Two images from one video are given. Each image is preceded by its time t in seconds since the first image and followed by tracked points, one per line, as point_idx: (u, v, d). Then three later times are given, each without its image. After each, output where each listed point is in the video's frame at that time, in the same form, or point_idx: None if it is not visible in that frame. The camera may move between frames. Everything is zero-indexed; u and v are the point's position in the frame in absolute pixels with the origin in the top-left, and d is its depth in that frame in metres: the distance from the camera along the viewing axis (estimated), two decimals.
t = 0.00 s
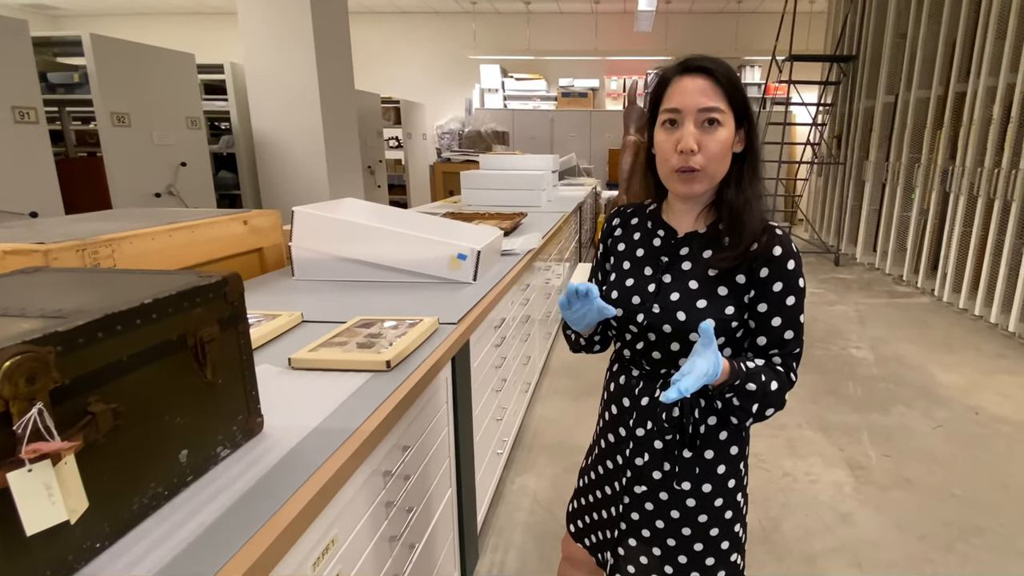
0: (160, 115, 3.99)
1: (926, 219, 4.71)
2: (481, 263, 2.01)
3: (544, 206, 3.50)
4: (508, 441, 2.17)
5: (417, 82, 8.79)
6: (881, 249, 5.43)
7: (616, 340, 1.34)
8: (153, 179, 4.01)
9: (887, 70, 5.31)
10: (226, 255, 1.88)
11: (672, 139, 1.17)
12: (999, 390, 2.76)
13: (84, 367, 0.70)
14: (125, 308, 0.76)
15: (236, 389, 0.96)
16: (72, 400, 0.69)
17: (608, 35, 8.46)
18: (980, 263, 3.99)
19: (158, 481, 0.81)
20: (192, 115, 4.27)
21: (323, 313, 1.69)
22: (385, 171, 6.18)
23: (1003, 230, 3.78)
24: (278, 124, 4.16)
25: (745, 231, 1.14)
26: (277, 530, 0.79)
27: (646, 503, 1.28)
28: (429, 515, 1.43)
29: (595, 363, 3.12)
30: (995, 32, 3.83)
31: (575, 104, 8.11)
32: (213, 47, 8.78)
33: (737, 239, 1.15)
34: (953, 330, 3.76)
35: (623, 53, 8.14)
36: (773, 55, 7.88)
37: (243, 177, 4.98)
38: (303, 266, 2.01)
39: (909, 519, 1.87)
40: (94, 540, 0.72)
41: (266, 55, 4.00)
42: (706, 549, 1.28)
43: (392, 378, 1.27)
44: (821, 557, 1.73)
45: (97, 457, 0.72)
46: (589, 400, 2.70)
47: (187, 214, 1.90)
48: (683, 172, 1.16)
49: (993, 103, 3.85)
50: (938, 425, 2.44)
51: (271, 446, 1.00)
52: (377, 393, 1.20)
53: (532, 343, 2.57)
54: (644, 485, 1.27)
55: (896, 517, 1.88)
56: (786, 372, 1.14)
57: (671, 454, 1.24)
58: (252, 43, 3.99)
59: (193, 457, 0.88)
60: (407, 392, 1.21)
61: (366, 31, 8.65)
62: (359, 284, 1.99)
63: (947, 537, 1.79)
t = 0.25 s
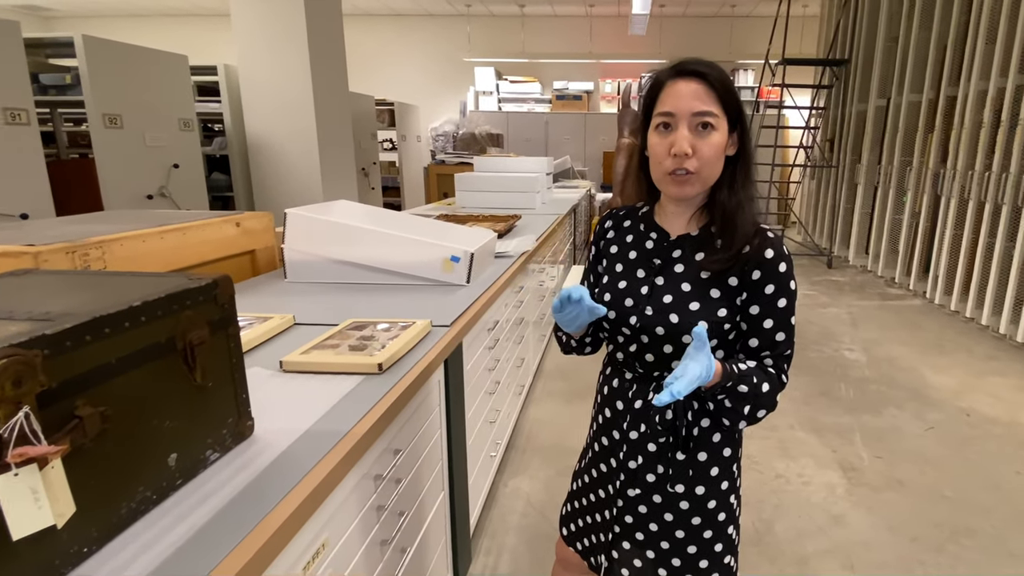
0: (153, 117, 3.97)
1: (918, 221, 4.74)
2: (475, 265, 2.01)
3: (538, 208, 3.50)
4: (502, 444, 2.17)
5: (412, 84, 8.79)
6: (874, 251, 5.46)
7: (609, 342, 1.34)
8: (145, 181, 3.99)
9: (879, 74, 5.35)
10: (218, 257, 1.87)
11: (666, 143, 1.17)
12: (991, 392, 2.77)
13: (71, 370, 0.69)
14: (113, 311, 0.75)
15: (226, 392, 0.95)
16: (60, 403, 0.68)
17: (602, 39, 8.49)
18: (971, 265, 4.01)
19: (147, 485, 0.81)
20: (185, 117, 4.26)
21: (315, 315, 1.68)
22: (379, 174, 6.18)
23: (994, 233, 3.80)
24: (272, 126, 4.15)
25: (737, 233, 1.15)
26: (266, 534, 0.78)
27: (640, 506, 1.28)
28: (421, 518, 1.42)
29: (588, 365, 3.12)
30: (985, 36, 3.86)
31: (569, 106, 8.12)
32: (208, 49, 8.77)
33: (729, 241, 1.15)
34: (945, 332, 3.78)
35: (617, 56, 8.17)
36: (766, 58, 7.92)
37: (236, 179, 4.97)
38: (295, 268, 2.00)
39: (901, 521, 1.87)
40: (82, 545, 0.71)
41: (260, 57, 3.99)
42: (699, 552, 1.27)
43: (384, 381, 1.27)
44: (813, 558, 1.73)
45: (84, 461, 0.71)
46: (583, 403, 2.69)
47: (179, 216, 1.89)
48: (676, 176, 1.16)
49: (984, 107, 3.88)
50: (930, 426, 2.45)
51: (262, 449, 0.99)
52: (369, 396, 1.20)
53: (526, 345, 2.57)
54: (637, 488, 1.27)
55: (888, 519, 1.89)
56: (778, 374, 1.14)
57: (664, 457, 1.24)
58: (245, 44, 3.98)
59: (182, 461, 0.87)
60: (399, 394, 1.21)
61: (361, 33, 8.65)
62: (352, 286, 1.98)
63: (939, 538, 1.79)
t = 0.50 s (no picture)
0: (142, 117, 3.95)
1: (907, 223, 4.77)
2: (466, 265, 2.00)
3: (531, 209, 3.50)
4: (493, 446, 2.16)
5: (404, 85, 8.76)
6: (864, 252, 5.49)
7: (600, 344, 1.34)
8: (134, 182, 3.96)
9: (869, 77, 5.38)
10: (207, 258, 1.85)
11: (656, 144, 1.17)
12: (979, 392, 2.79)
13: (55, 371, 0.68)
14: (98, 312, 0.74)
15: (214, 394, 0.94)
16: (43, 405, 0.67)
17: (595, 40, 8.50)
18: (959, 266, 4.05)
19: (133, 488, 0.79)
20: (175, 117, 4.23)
21: (304, 316, 1.67)
22: (371, 175, 6.16)
23: (982, 234, 3.83)
24: (263, 126, 4.13)
25: (727, 233, 1.15)
26: (252, 537, 0.77)
27: (631, 506, 1.27)
28: (412, 520, 1.41)
29: (580, 366, 3.12)
30: (973, 40, 3.90)
31: (562, 108, 8.13)
32: (198, 49, 8.72)
33: (719, 241, 1.15)
34: (934, 332, 3.81)
35: (609, 58, 8.19)
36: (757, 61, 7.96)
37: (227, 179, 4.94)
38: (285, 269, 1.99)
39: (890, 521, 1.88)
40: (66, 548, 0.70)
41: (251, 57, 3.97)
42: (690, 551, 1.27)
43: (373, 382, 1.26)
44: (804, 558, 1.73)
45: (68, 464, 0.70)
46: (574, 404, 2.69)
47: (167, 216, 1.87)
48: (666, 177, 1.16)
49: (972, 110, 3.92)
50: (920, 426, 2.46)
51: (250, 451, 0.98)
52: (358, 397, 1.19)
53: (518, 346, 2.56)
54: (629, 488, 1.27)
55: (878, 519, 1.89)
56: (768, 373, 1.14)
57: (655, 457, 1.24)
58: (237, 44, 3.95)
59: (169, 464, 0.86)
60: (388, 396, 1.20)
61: (353, 34, 8.63)
62: (342, 287, 1.97)
63: (928, 537, 1.80)
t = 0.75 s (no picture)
0: (134, 118, 3.93)
1: (899, 223, 4.80)
2: (460, 266, 2.00)
3: (525, 210, 3.50)
4: (487, 447, 2.16)
5: (398, 85, 8.76)
6: (856, 253, 5.52)
7: (594, 345, 1.34)
8: (126, 183, 3.94)
9: (861, 78, 5.42)
10: (199, 259, 1.84)
11: (649, 146, 1.17)
12: (970, 391, 2.81)
13: (44, 373, 0.67)
14: (88, 313, 0.73)
15: (205, 395, 0.93)
16: (31, 406, 0.66)
17: (588, 42, 8.52)
18: (951, 266, 4.07)
19: (123, 490, 0.79)
20: (167, 118, 4.21)
21: (297, 317, 1.67)
22: (365, 176, 6.15)
23: (973, 234, 3.86)
24: (257, 127, 4.12)
25: (719, 233, 1.15)
26: (244, 538, 0.77)
27: (626, 505, 1.27)
28: (405, 521, 1.41)
29: (574, 367, 3.12)
30: (963, 42, 3.93)
31: (556, 109, 8.14)
32: (191, 50, 8.69)
33: (711, 242, 1.16)
34: (926, 332, 3.83)
35: (603, 59, 8.21)
36: (750, 63, 8.00)
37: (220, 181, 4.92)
38: (278, 270, 1.98)
39: (882, 519, 1.89)
40: (55, 550, 0.70)
41: (245, 58, 3.95)
42: (684, 550, 1.27)
43: (366, 383, 1.25)
44: (797, 557, 1.74)
45: (57, 466, 0.69)
46: (568, 404, 2.69)
47: (160, 217, 1.86)
48: (658, 179, 1.16)
49: (963, 111, 3.95)
50: (912, 425, 2.48)
51: (242, 452, 0.98)
52: (351, 398, 1.18)
53: (512, 347, 2.56)
54: (623, 488, 1.27)
55: (870, 517, 1.90)
56: (761, 372, 1.14)
57: (649, 456, 1.24)
58: (230, 45, 3.94)
59: (160, 466, 0.85)
60: (382, 397, 1.19)
61: (346, 36, 8.62)
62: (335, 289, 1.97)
63: (920, 535, 1.81)
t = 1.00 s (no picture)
0: (130, 118, 3.92)
1: (894, 224, 4.82)
2: (456, 267, 2.00)
3: (522, 211, 3.50)
4: (483, 447, 2.16)
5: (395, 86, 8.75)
6: (851, 253, 5.54)
7: (591, 344, 1.34)
8: (121, 183, 3.93)
9: (856, 79, 5.44)
10: (195, 259, 1.84)
11: (647, 146, 1.17)
12: (965, 390, 2.82)
13: (38, 372, 0.67)
14: (82, 313, 0.73)
15: (200, 395, 0.93)
16: (26, 406, 0.66)
17: (585, 43, 8.54)
18: (945, 267, 4.09)
19: (117, 490, 0.79)
20: (163, 118, 4.20)
21: (294, 317, 1.66)
22: (361, 176, 6.14)
23: (967, 235, 3.88)
24: (253, 127, 4.11)
25: (715, 233, 1.15)
26: (241, 536, 0.77)
27: (622, 504, 1.27)
28: (402, 521, 1.41)
29: (571, 367, 3.12)
30: (958, 43, 3.95)
31: (553, 110, 8.15)
32: (187, 50, 8.67)
33: (708, 242, 1.16)
34: (921, 332, 3.84)
35: (600, 60, 8.22)
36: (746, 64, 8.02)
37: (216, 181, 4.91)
38: (274, 270, 1.98)
39: (877, 518, 1.90)
40: (50, 551, 0.69)
41: (241, 58, 3.95)
42: (680, 548, 1.28)
43: (363, 383, 1.25)
44: (792, 556, 1.74)
45: (51, 466, 0.69)
46: (565, 404, 2.69)
47: (156, 217, 1.86)
48: (657, 179, 1.16)
49: (957, 112, 3.96)
50: (907, 425, 2.49)
51: (237, 452, 0.98)
52: (348, 398, 1.18)
53: (508, 347, 2.57)
54: (620, 486, 1.27)
55: (865, 517, 1.91)
56: (757, 370, 1.15)
57: (646, 455, 1.24)
58: (226, 45, 3.94)
59: (155, 466, 0.85)
60: (378, 397, 1.20)
61: (343, 36, 8.62)
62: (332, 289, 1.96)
63: (914, 534, 1.82)
